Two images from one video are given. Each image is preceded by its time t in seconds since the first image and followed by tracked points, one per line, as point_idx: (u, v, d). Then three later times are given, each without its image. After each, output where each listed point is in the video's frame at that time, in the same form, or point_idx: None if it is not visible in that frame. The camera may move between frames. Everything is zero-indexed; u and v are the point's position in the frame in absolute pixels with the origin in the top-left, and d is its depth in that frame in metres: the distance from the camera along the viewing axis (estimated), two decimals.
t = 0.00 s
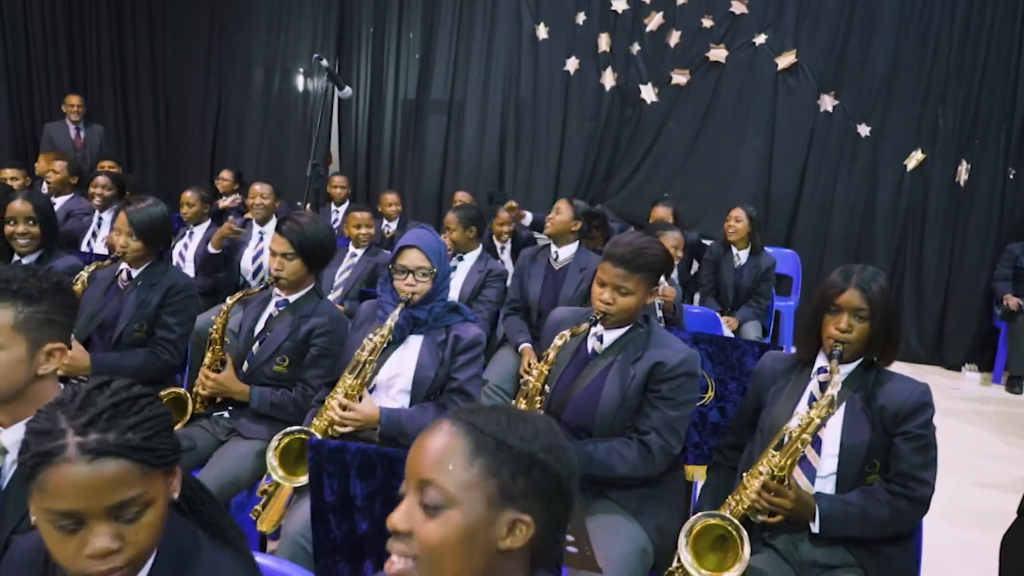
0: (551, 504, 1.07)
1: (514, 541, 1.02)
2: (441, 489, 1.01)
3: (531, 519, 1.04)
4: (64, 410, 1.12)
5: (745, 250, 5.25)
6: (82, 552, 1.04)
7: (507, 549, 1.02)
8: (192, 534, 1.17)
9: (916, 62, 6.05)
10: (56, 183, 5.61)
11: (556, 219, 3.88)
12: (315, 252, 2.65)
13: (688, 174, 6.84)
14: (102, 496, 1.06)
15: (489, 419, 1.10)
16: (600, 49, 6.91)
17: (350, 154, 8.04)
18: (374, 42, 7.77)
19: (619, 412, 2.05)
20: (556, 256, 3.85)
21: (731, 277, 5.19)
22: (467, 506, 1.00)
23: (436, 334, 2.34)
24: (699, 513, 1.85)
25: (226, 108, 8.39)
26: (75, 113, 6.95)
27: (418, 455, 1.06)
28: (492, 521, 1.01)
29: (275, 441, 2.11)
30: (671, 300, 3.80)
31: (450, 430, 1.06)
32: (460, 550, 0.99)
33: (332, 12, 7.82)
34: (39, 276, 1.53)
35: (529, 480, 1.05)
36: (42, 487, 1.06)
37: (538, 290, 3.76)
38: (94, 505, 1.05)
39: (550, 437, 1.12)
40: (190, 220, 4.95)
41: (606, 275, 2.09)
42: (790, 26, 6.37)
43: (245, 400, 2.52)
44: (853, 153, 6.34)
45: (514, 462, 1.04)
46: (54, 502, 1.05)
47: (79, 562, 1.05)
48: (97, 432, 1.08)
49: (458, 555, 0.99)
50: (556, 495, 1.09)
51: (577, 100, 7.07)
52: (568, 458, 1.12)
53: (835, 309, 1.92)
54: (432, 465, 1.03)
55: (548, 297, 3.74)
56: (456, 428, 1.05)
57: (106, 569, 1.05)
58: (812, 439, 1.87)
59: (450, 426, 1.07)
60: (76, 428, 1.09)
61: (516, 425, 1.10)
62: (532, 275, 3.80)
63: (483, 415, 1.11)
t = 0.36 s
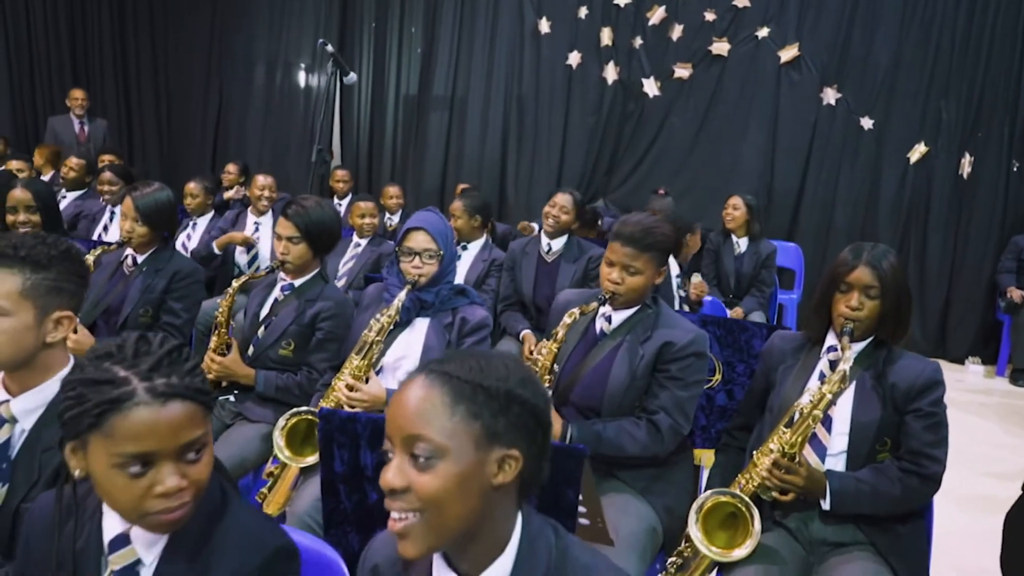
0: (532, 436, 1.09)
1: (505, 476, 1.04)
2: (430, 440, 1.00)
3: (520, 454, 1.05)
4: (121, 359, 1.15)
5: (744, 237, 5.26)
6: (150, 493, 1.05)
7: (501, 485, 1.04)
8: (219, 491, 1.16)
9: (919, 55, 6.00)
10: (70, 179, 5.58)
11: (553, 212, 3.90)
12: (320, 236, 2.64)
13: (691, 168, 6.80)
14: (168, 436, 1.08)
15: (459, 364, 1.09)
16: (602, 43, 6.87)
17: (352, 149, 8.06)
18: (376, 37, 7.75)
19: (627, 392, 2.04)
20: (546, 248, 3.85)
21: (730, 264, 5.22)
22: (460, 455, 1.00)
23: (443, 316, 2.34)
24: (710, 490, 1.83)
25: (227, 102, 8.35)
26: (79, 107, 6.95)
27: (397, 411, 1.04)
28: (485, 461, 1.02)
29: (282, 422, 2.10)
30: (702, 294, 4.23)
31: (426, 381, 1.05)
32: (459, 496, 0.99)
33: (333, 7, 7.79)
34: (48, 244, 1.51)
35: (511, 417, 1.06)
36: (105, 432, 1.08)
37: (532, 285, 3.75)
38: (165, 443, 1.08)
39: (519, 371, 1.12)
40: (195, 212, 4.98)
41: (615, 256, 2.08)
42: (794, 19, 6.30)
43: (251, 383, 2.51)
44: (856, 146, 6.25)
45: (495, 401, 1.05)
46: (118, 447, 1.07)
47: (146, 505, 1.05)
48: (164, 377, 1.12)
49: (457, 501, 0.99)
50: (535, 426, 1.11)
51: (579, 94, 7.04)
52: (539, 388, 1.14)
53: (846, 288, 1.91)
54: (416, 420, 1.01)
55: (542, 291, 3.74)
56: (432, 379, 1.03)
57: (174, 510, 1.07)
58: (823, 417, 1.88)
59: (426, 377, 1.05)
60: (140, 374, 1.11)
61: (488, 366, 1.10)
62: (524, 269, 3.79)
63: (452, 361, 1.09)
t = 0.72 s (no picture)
0: (554, 375, 1.07)
1: (534, 417, 1.02)
2: (462, 382, 0.97)
3: (547, 393, 1.03)
4: (167, 291, 1.22)
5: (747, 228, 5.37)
6: (186, 419, 1.10)
7: (531, 425, 1.02)
8: (245, 443, 1.18)
9: (926, 45, 5.97)
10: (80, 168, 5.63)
11: (548, 202, 3.95)
12: (329, 214, 2.64)
13: (697, 160, 6.78)
14: (209, 366, 1.12)
15: (478, 304, 1.06)
16: (608, 35, 6.86)
17: (357, 142, 8.06)
18: (382, 30, 7.75)
19: (637, 366, 2.03)
20: (551, 236, 3.89)
21: (735, 255, 5.22)
22: (493, 396, 0.97)
23: (451, 293, 2.33)
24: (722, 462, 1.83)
25: (233, 97, 8.36)
26: (86, 100, 6.97)
27: (419, 354, 0.99)
28: (516, 401, 1.00)
29: (292, 395, 2.10)
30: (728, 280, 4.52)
31: (450, 322, 1.01)
32: (495, 436, 0.97)
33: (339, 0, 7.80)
34: (59, 201, 1.51)
35: (537, 356, 1.03)
36: (148, 357, 1.13)
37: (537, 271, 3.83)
38: (205, 373, 1.12)
39: (537, 311, 1.10)
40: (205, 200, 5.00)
41: (624, 229, 2.08)
42: (800, 10, 6.28)
43: (259, 364, 2.46)
44: (863, 137, 6.24)
45: (522, 341, 1.02)
46: (159, 372, 1.11)
47: (180, 432, 1.09)
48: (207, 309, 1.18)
49: (494, 442, 0.97)
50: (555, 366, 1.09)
51: (585, 87, 7.02)
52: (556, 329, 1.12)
53: (857, 260, 1.91)
54: (446, 363, 0.97)
55: (549, 278, 3.81)
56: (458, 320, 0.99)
57: (206, 440, 1.10)
58: (834, 389, 1.87)
59: (449, 317, 1.01)
60: (185, 304, 1.17)
61: (507, 306, 1.06)
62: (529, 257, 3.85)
63: (471, 302, 1.05)
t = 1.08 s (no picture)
0: (634, 353, 1.08)
1: (608, 392, 1.02)
2: (544, 342, 0.97)
3: (623, 370, 1.04)
4: (231, 245, 1.29)
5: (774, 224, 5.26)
6: (240, 366, 1.16)
7: (603, 400, 1.02)
8: (300, 404, 1.27)
9: (962, 37, 5.82)
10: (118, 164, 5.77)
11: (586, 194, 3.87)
12: (363, 201, 2.69)
13: (728, 157, 6.73)
14: (266, 318, 1.19)
15: (570, 267, 1.06)
16: (638, 31, 6.85)
17: (389, 139, 8.15)
18: (413, 28, 7.84)
19: (670, 347, 2.04)
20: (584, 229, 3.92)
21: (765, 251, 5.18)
22: (572, 362, 0.97)
23: (484, 277, 2.34)
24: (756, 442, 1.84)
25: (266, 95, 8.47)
26: (125, 100, 7.11)
27: (503, 309, 0.99)
28: (595, 373, 1.00)
29: (328, 374, 2.14)
30: (759, 270, 4.77)
31: (541, 282, 1.01)
32: (568, 401, 0.97)
33: None
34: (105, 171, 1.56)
35: (622, 333, 1.04)
36: (209, 305, 1.19)
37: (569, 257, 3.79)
38: (263, 324, 1.18)
39: (626, 285, 1.10)
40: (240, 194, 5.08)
41: (656, 211, 2.08)
42: (832, 4, 6.20)
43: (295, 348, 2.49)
44: (897, 129, 6.14)
45: (614, 315, 1.03)
46: (217, 318, 1.18)
47: (232, 378, 1.16)
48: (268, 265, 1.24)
49: (566, 407, 0.97)
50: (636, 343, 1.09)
51: (615, 84, 7.01)
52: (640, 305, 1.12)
53: (894, 240, 1.89)
54: (531, 321, 0.97)
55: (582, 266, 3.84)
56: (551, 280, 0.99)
57: (256, 389, 1.17)
58: (869, 370, 1.87)
59: (541, 277, 1.01)
60: (249, 258, 1.24)
61: (600, 275, 1.07)
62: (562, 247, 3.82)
63: (564, 264, 1.06)
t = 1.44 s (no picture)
0: (723, 324, 1.05)
1: (689, 363, 1.01)
2: (617, 313, 0.97)
3: (707, 342, 1.01)
4: (290, 217, 1.32)
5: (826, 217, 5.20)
6: (294, 334, 1.20)
7: (684, 371, 1.01)
8: (356, 376, 1.29)
9: None
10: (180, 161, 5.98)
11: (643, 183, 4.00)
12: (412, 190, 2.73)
13: (782, 151, 6.45)
14: (318, 287, 1.22)
15: (657, 233, 1.04)
16: (691, 25, 6.66)
17: (441, 135, 8.25)
18: (465, 27, 7.90)
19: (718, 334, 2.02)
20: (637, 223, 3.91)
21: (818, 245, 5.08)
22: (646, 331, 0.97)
23: (532, 264, 2.34)
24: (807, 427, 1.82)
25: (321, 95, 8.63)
26: (185, 100, 7.34)
27: (582, 276, 1.00)
28: (671, 345, 0.99)
29: (377, 357, 2.18)
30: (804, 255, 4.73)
31: (619, 250, 1.01)
32: (642, 372, 0.97)
33: None
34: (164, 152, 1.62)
35: (704, 303, 1.01)
36: (265, 273, 1.23)
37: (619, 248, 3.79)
38: (317, 294, 1.22)
39: (720, 252, 1.06)
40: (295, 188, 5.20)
41: (705, 196, 2.07)
42: None
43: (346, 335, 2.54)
44: (961, 125, 5.71)
45: (693, 285, 1.00)
46: (273, 286, 1.21)
47: (287, 344, 1.20)
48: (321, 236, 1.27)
49: (640, 377, 0.97)
50: (727, 314, 1.06)
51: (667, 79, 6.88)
52: (735, 274, 1.08)
53: (951, 223, 1.85)
54: (605, 289, 0.97)
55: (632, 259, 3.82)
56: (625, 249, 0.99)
57: (309, 355, 1.20)
58: (924, 355, 1.82)
59: (619, 246, 1.01)
60: (304, 229, 1.28)
61: (689, 241, 1.03)
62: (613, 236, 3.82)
63: (649, 231, 1.04)
